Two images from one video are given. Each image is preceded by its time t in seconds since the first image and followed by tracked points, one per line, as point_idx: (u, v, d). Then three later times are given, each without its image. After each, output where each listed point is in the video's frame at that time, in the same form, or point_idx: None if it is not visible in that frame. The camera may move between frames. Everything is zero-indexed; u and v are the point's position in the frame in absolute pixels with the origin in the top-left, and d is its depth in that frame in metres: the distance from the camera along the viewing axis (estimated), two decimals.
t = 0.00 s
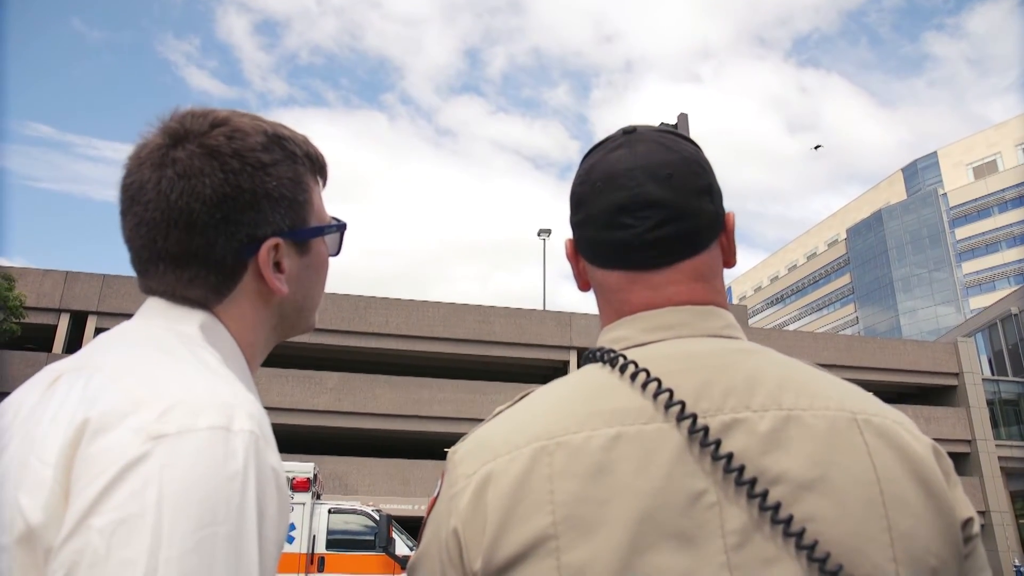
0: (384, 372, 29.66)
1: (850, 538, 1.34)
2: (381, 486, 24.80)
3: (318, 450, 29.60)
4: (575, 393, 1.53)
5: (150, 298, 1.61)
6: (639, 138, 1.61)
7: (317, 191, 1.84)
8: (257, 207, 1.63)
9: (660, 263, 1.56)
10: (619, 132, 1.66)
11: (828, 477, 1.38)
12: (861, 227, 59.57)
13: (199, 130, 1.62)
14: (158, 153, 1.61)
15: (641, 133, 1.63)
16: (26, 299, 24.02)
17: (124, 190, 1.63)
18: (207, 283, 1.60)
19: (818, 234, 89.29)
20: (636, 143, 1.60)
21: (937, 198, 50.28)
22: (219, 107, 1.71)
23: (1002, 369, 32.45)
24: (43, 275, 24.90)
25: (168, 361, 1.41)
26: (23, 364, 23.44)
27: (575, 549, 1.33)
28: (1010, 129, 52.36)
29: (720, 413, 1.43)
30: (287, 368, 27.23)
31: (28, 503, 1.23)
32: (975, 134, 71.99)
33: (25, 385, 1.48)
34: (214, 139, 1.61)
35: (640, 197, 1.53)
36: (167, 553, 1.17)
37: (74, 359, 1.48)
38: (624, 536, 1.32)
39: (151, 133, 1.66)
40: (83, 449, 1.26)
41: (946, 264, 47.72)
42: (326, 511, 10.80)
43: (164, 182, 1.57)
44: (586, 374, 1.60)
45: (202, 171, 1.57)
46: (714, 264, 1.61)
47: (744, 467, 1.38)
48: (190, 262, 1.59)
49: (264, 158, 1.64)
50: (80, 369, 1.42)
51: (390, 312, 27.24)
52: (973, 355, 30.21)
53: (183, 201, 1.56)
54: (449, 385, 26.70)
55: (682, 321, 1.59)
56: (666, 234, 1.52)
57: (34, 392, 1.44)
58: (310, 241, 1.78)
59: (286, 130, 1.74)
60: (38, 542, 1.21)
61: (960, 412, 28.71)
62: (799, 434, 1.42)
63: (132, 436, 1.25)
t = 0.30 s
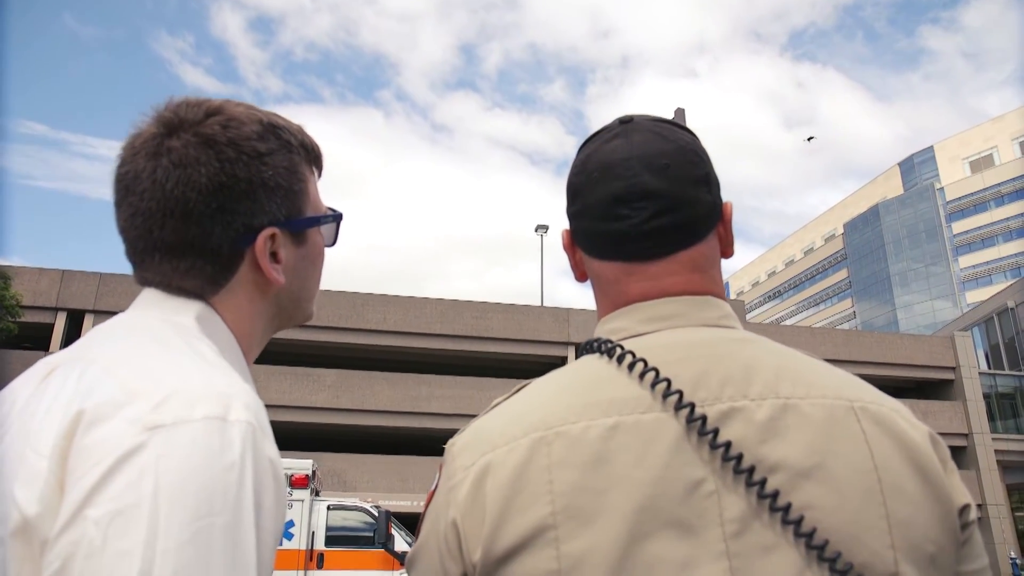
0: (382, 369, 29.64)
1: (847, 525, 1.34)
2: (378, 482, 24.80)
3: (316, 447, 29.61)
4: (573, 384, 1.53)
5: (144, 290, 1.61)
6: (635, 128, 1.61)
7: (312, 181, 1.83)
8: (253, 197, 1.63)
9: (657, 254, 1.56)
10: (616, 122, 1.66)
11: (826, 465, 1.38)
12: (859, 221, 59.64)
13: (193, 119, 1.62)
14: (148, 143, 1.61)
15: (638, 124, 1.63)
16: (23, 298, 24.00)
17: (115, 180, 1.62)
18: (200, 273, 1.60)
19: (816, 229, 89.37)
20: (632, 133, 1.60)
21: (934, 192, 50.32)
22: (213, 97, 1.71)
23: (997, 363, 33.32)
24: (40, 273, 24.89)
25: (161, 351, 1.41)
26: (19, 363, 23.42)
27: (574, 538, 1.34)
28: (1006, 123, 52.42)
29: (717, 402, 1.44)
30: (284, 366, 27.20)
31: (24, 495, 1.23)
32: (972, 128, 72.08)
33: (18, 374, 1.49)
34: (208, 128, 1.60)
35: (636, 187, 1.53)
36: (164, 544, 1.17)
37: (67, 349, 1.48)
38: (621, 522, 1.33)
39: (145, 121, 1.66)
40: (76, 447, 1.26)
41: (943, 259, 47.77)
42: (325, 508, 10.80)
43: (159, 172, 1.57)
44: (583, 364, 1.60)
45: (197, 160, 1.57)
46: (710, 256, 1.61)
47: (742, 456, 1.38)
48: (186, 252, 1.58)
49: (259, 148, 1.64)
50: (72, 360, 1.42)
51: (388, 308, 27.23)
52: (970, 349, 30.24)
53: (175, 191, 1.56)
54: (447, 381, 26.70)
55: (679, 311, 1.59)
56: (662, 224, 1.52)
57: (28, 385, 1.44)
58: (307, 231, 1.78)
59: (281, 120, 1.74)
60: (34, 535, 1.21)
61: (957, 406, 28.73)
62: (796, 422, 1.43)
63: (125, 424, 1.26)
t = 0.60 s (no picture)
0: (380, 365, 29.65)
1: (849, 519, 1.34)
2: (376, 479, 24.80)
3: (314, 443, 29.63)
4: (573, 378, 1.52)
5: (138, 283, 1.60)
6: (635, 122, 1.60)
7: (306, 172, 1.82)
8: (249, 188, 1.62)
9: (658, 247, 1.55)
10: (616, 115, 1.65)
11: (829, 460, 1.37)
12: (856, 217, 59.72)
13: (187, 108, 1.60)
14: (141, 133, 1.59)
15: (638, 117, 1.62)
16: (20, 295, 23.94)
17: (109, 169, 1.61)
18: (194, 264, 1.59)
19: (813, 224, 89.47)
20: (633, 126, 1.59)
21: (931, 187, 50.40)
22: (207, 86, 1.69)
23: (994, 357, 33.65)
24: (37, 270, 24.83)
25: (158, 346, 1.40)
26: (16, 360, 23.35)
27: (576, 535, 1.33)
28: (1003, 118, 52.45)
29: (719, 398, 1.43)
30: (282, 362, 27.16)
31: (20, 495, 1.22)
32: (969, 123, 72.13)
33: (13, 368, 1.47)
34: (203, 117, 1.59)
35: (636, 180, 1.52)
36: (164, 544, 1.16)
37: (63, 344, 1.46)
38: (622, 517, 1.32)
39: (139, 110, 1.65)
40: (73, 447, 1.24)
41: (939, 254, 47.84)
42: (323, 504, 10.82)
43: (153, 160, 1.56)
44: (584, 360, 1.59)
45: (192, 148, 1.56)
46: (711, 250, 1.60)
47: (744, 450, 1.37)
48: (181, 243, 1.57)
49: (255, 136, 1.64)
50: (68, 356, 1.41)
51: (385, 304, 27.21)
52: (967, 344, 30.27)
53: (168, 180, 1.54)
54: (445, 377, 26.70)
55: (679, 306, 1.58)
56: (662, 218, 1.51)
57: (22, 381, 1.43)
58: (301, 222, 1.77)
59: (276, 110, 1.73)
60: (30, 535, 1.20)
61: (954, 401, 28.77)
62: (798, 417, 1.42)
63: (122, 422, 1.24)
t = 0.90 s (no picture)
0: (378, 366, 29.62)
1: (847, 524, 1.33)
2: (374, 479, 24.77)
3: (312, 443, 29.59)
4: (572, 381, 1.52)
5: (136, 281, 1.58)
6: (638, 125, 1.59)
7: (307, 169, 1.81)
8: (254, 188, 1.62)
9: (660, 250, 1.55)
10: (619, 117, 1.65)
11: (830, 465, 1.37)
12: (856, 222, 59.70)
13: (191, 106, 1.59)
14: (143, 130, 1.57)
15: (641, 120, 1.62)
16: (19, 292, 23.93)
17: (108, 165, 1.59)
18: (195, 263, 1.58)
19: (813, 229, 89.46)
20: (636, 129, 1.58)
21: (931, 192, 50.42)
22: (210, 83, 1.68)
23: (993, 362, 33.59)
24: (36, 267, 24.83)
25: (158, 346, 1.39)
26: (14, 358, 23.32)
27: (574, 537, 1.33)
28: (1004, 123, 52.44)
29: (720, 400, 1.43)
30: (280, 362, 27.14)
31: (17, 495, 1.21)
32: (970, 129, 72.13)
33: (8, 364, 1.46)
34: (208, 115, 1.58)
35: (639, 183, 1.51)
36: (166, 547, 1.15)
37: (61, 341, 1.45)
38: (621, 520, 1.31)
39: (138, 105, 1.63)
40: (70, 450, 1.24)
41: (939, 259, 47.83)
42: (321, 504, 10.82)
43: (157, 160, 1.53)
44: (583, 362, 1.59)
45: (197, 147, 1.54)
46: (712, 253, 1.60)
47: (743, 453, 1.37)
48: (183, 241, 1.56)
49: (259, 136, 1.63)
50: (64, 355, 1.40)
51: (384, 305, 27.20)
52: (966, 349, 30.26)
53: (171, 179, 1.52)
54: (443, 378, 26.68)
55: (680, 308, 1.57)
56: (664, 222, 1.51)
57: (15, 377, 1.42)
58: (302, 221, 1.77)
59: (278, 107, 1.72)
60: (30, 537, 1.19)
61: (953, 406, 28.74)
62: (798, 421, 1.42)
63: (121, 422, 1.24)
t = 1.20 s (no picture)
0: (381, 365, 29.65)
1: (852, 519, 1.33)
2: (378, 478, 24.79)
3: (315, 442, 29.62)
4: (574, 377, 1.52)
5: (138, 280, 1.58)
6: (639, 121, 1.60)
7: (307, 163, 1.81)
8: (260, 187, 1.60)
9: (663, 246, 1.55)
10: (620, 114, 1.65)
11: (831, 459, 1.37)
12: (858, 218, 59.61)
13: (194, 102, 1.56)
14: (144, 127, 1.54)
15: (642, 117, 1.62)
16: (23, 294, 23.98)
17: (107, 163, 1.56)
18: (200, 261, 1.57)
19: (815, 225, 89.36)
20: (637, 126, 1.59)
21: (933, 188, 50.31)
22: (210, 76, 1.66)
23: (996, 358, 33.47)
24: (39, 269, 24.87)
25: (165, 343, 1.40)
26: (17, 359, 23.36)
27: (577, 533, 1.33)
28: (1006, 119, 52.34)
29: (721, 395, 1.43)
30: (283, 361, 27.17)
31: (25, 493, 1.21)
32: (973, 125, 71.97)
33: (10, 360, 1.46)
34: (212, 112, 1.55)
35: (642, 179, 1.51)
36: (181, 544, 1.15)
37: (67, 337, 1.45)
38: (623, 516, 1.32)
39: (136, 101, 1.61)
40: (79, 452, 1.24)
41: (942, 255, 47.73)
42: (325, 503, 10.85)
43: (163, 162, 1.50)
44: (584, 358, 1.59)
45: (203, 148, 1.51)
46: (713, 249, 1.60)
47: (744, 447, 1.37)
48: (187, 244, 1.55)
49: (265, 134, 1.61)
50: (69, 352, 1.40)
51: (387, 304, 27.22)
52: (969, 345, 30.22)
53: (175, 179, 1.50)
54: (446, 376, 26.71)
55: (681, 304, 1.58)
56: (666, 217, 1.51)
57: (15, 371, 1.42)
58: (304, 215, 1.77)
59: (280, 102, 1.71)
60: (41, 534, 1.19)
61: (956, 402, 28.69)
62: (800, 416, 1.42)
63: (131, 420, 1.24)
